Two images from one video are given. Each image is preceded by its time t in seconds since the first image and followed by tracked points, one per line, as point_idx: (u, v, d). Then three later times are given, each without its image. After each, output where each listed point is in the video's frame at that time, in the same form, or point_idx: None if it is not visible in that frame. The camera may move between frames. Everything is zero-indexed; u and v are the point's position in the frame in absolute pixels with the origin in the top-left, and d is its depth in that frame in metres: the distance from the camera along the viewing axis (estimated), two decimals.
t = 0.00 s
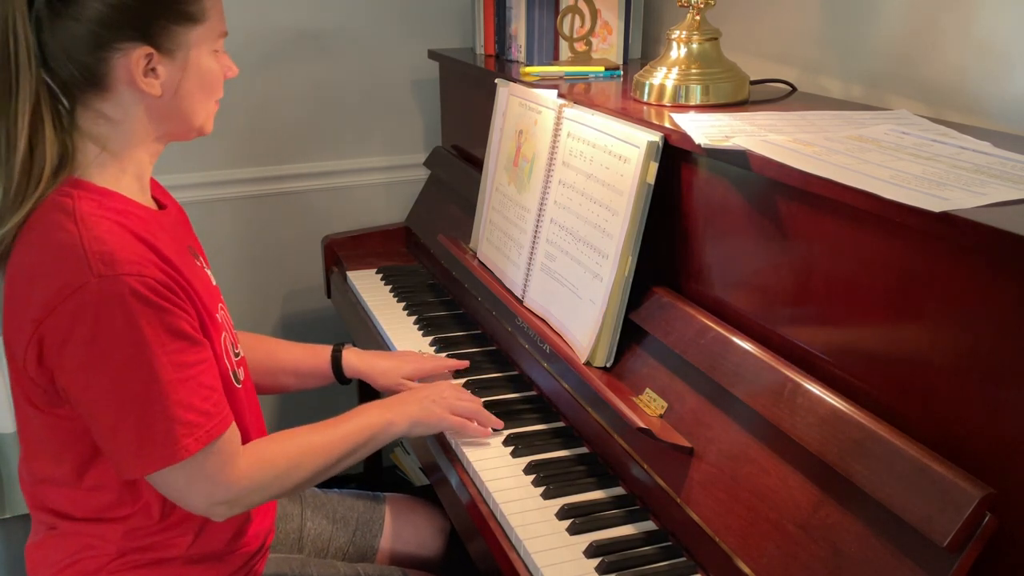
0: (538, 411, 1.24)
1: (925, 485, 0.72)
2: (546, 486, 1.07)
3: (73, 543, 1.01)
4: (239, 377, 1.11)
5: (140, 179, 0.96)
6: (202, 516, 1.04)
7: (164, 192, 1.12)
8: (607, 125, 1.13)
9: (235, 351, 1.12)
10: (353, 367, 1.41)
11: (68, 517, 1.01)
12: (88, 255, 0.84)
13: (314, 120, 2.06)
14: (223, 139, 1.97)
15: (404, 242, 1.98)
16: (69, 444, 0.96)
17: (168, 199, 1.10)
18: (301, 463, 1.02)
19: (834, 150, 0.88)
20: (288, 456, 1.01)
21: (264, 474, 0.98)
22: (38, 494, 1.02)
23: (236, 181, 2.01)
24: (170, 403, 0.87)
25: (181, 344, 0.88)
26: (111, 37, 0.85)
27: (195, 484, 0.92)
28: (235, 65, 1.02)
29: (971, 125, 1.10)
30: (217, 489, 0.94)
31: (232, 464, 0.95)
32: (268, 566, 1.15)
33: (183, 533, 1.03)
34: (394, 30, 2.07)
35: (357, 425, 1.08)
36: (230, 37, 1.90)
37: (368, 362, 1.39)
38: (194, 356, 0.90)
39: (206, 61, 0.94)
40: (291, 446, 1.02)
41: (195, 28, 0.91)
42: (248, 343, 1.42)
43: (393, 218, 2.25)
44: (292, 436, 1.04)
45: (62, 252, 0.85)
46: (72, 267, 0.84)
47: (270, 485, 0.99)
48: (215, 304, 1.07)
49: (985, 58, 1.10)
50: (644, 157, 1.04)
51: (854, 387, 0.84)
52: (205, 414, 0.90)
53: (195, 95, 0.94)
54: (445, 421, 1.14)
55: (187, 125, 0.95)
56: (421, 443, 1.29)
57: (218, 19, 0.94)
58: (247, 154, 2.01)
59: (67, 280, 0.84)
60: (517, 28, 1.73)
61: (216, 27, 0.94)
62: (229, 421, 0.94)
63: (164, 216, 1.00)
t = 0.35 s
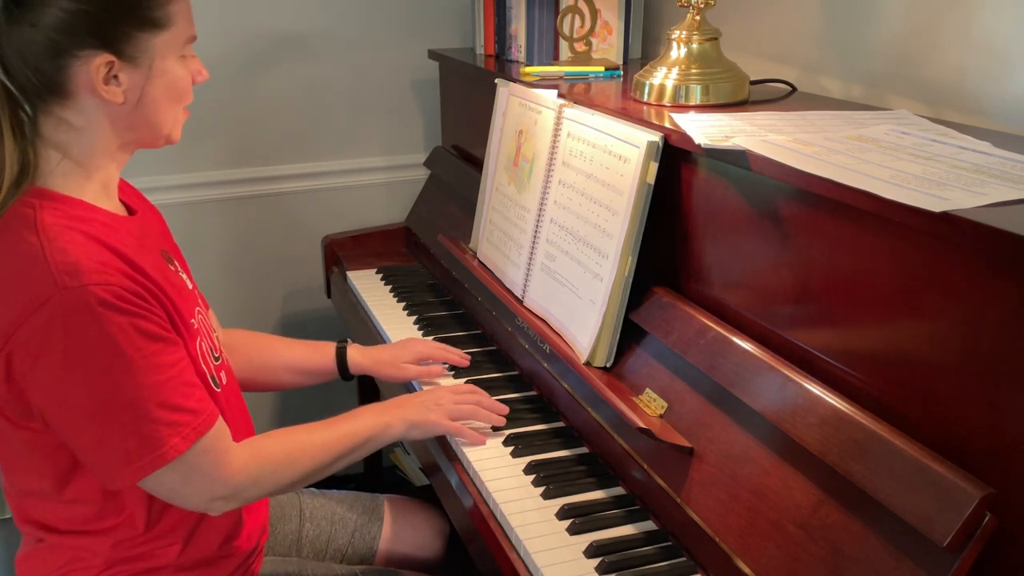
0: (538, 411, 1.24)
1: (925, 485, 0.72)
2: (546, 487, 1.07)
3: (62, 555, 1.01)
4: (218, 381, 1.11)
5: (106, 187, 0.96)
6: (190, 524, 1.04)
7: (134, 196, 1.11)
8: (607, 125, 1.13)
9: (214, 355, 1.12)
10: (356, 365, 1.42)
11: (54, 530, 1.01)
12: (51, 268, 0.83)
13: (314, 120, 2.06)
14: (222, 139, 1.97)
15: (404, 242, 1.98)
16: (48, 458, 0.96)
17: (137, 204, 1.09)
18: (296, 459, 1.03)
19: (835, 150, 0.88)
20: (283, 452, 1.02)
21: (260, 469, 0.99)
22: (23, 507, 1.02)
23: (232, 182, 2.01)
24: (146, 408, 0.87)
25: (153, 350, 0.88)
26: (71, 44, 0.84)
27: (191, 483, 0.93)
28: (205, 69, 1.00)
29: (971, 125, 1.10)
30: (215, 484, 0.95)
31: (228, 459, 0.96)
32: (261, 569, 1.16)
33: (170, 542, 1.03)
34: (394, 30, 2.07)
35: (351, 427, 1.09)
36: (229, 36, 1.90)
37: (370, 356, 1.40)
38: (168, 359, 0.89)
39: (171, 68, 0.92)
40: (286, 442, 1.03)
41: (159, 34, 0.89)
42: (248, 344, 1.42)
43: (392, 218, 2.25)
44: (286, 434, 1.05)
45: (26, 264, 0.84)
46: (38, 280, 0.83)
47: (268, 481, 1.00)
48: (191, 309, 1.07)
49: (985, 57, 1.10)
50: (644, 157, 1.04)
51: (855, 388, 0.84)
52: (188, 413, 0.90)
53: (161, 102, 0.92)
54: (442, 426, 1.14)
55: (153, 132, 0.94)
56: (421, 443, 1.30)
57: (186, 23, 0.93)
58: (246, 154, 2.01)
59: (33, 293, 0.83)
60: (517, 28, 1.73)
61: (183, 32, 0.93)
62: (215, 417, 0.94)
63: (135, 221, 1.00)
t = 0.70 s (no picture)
0: (538, 411, 1.24)
1: (925, 485, 0.72)
2: (546, 487, 1.07)
3: (59, 557, 1.01)
4: (212, 381, 1.10)
5: (89, 189, 0.96)
6: (188, 524, 1.04)
7: (117, 196, 1.10)
8: (607, 125, 1.13)
9: (206, 355, 1.12)
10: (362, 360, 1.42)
11: (51, 532, 1.01)
12: (31, 276, 0.83)
13: (313, 120, 2.06)
14: (221, 140, 1.97)
15: (404, 243, 1.98)
16: (46, 459, 0.96)
17: (120, 205, 1.09)
18: (306, 447, 1.03)
19: (834, 150, 0.88)
20: (292, 440, 1.02)
21: (270, 455, 0.99)
22: (20, 510, 1.01)
23: (232, 181, 2.01)
24: (139, 410, 0.87)
25: (140, 351, 0.87)
26: (49, 49, 0.83)
27: (200, 472, 0.93)
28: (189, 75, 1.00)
29: (970, 125, 1.10)
30: (224, 471, 0.95)
31: (234, 446, 0.96)
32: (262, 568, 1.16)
33: (168, 543, 1.03)
34: (394, 30, 2.07)
35: (362, 413, 1.09)
36: (229, 36, 1.90)
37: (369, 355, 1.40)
38: (158, 356, 0.89)
39: (153, 75, 0.92)
40: (297, 428, 1.03)
41: (141, 41, 0.88)
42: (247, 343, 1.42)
43: (392, 218, 2.25)
44: (297, 420, 1.05)
45: (8, 272, 0.84)
46: (21, 287, 0.83)
47: (276, 467, 0.99)
48: (179, 308, 1.06)
49: (986, 58, 1.10)
50: (644, 157, 1.04)
51: (854, 388, 0.84)
52: (187, 405, 0.91)
53: (141, 109, 0.92)
54: (450, 423, 1.14)
55: (131, 137, 0.93)
56: (421, 443, 1.30)
57: (171, 29, 0.93)
58: (246, 154, 2.01)
59: (17, 301, 0.83)
60: (517, 28, 1.73)
61: (167, 39, 0.92)
62: (215, 404, 0.94)
63: (120, 222, 0.99)
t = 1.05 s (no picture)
0: (538, 411, 1.24)
1: (925, 485, 0.72)
2: (546, 487, 1.07)
3: (60, 556, 1.01)
4: (214, 382, 1.11)
5: (97, 188, 0.95)
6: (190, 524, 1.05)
7: (125, 195, 1.11)
8: (607, 125, 1.13)
9: (210, 356, 1.12)
10: (352, 359, 1.42)
11: (53, 531, 1.01)
12: (37, 275, 0.83)
13: (313, 120, 2.06)
14: (221, 140, 1.97)
15: (404, 243, 1.98)
16: (50, 457, 0.96)
17: (127, 204, 1.09)
18: (298, 455, 1.02)
19: (835, 150, 0.88)
20: (285, 448, 1.02)
21: (263, 464, 0.99)
22: (22, 508, 1.01)
23: (232, 181, 2.01)
24: (137, 415, 0.87)
25: (141, 355, 0.87)
26: (53, 50, 0.83)
27: (191, 481, 0.93)
28: (195, 73, 0.99)
29: (970, 125, 1.10)
30: (215, 481, 0.94)
31: (224, 457, 0.95)
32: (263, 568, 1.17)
33: (170, 543, 1.03)
34: (393, 30, 2.07)
35: (359, 414, 1.08)
36: (229, 36, 1.90)
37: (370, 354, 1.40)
38: (158, 360, 0.89)
39: (158, 74, 0.91)
40: (290, 437, 1.03)
41: (145, 41, 0.88)
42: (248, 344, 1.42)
43: (392, 218, 2.25)
44: (290, 427, 1.05)
45: (13, 271, 0.84)
46: (24, 287, 0.83)
47: (270, 476, 0.99)
48: (184, 310, 1.06)
49: (986, 58, 1.10)
50: (644, 157, 1.04)
51: (854, 388, 0.84)
52: (183, 414, 0.90)
53: (145, 109, 0.91)
54: (444, 421, 1.14)
55: (138, 136, 0.93)
56: (421, 443, 1.30)
57: (176, 29, 0.92)
58: (247, 154, 2.01)
59: (21, 301, 0.83)
60: (517, 28, 1.73)
61: (171, 38, 0.92)
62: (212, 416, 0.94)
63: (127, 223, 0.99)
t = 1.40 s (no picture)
0: (538, 411, 1.24)
1: (925, 486, 0.72)
2: (546, 487, 1.07)
3: (62, 553, 1.01)
4: (220, 380, 1.11)
5: (110, 185, 0.95)
6: (192, 523, 1.04)
7: (135, 195, 1.11)
8: (607, 125, 1.13)
9: (216, 355, 1.12)
10: (347, 360, 1.42)
11: (56, 528, 1.01)
12: (52, 268, 0.84)
13: (313, 120, 2.06)
14: (222, 140, 1.97)
15: (404, 243, 1.98)
16: (53, 454, 0.96)
17: (138, 203, 1.09)
18: (301, 455, 1.02)
19: (834, 150, 0.88)
20: (286, 450, 1.01)
21: (263, 467, 0.98)
22: (25, 505, 1.02)
23: (234, 181, 2.01)
24: (143, 410, 0.87)
25: (150, 350, 0.88)
26: (64, 48, 0.84)
27: (192, 479, 0.93)
28: (207, 70, 0.99)
29: (971, 125, 1.10)
30: (216, 480, 0.94)
31: (227, 455, 0.95)
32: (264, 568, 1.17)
33: (171, 541, 1.03)
34: (394, 30, 2.07)
35: (363, 418, 1.08)
36: (229, 36, 1.90)
37: (369, 351, 1.40)
38: (167, 356, 0.89)
39: (170, 71, 0.91)
40: (291, 437, 1.02)
41: (156, 39, 0.88)
42: (248, 343, 1.42)
43: (393, 218, 2.25)
44: (290, 429, 1.04)
45: (28, 263, 0.84)
46: (37, 279, 0.84)
47: (270, 478, 0.99)
48: (191, 308, 1.07)
49: (986, 58, 1.10)
50: (644, 157, 1.04)
51: (854, 388, 0.84)
52: (190, 410, 0.90)
53: (157, 107, 0.92)
54: (446, 426, 1.12)
55: (150, 134, 0.93)
56: (421, 443, 1.30)
57: (187, 27, 0.92)
58: (247, 154, 2.01)
59: (34, 292, 0.83)
60: (517, 28, 1.73)
61: (182, 35, 0.92)
62: (216, 412, 0.94)
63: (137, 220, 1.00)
